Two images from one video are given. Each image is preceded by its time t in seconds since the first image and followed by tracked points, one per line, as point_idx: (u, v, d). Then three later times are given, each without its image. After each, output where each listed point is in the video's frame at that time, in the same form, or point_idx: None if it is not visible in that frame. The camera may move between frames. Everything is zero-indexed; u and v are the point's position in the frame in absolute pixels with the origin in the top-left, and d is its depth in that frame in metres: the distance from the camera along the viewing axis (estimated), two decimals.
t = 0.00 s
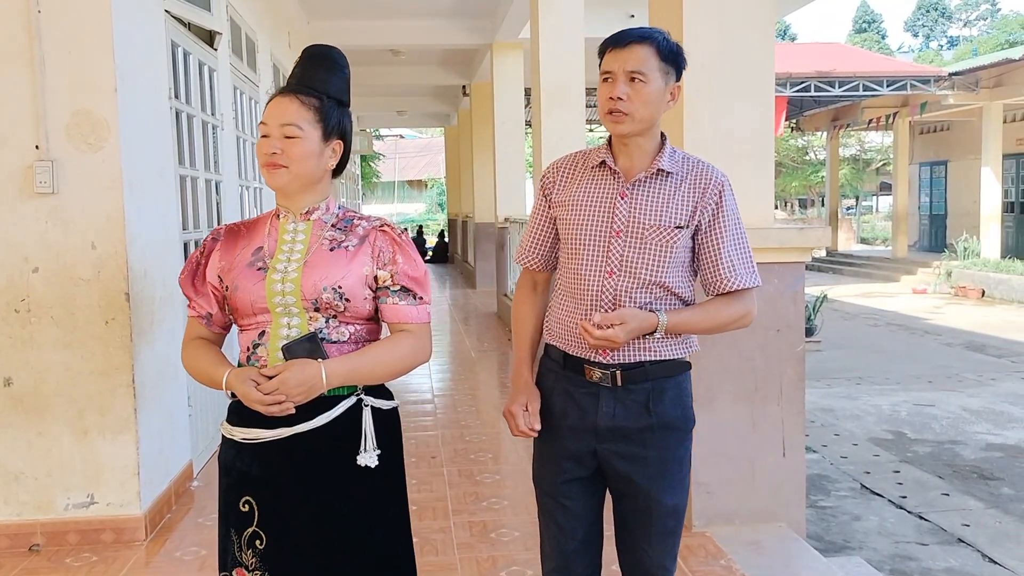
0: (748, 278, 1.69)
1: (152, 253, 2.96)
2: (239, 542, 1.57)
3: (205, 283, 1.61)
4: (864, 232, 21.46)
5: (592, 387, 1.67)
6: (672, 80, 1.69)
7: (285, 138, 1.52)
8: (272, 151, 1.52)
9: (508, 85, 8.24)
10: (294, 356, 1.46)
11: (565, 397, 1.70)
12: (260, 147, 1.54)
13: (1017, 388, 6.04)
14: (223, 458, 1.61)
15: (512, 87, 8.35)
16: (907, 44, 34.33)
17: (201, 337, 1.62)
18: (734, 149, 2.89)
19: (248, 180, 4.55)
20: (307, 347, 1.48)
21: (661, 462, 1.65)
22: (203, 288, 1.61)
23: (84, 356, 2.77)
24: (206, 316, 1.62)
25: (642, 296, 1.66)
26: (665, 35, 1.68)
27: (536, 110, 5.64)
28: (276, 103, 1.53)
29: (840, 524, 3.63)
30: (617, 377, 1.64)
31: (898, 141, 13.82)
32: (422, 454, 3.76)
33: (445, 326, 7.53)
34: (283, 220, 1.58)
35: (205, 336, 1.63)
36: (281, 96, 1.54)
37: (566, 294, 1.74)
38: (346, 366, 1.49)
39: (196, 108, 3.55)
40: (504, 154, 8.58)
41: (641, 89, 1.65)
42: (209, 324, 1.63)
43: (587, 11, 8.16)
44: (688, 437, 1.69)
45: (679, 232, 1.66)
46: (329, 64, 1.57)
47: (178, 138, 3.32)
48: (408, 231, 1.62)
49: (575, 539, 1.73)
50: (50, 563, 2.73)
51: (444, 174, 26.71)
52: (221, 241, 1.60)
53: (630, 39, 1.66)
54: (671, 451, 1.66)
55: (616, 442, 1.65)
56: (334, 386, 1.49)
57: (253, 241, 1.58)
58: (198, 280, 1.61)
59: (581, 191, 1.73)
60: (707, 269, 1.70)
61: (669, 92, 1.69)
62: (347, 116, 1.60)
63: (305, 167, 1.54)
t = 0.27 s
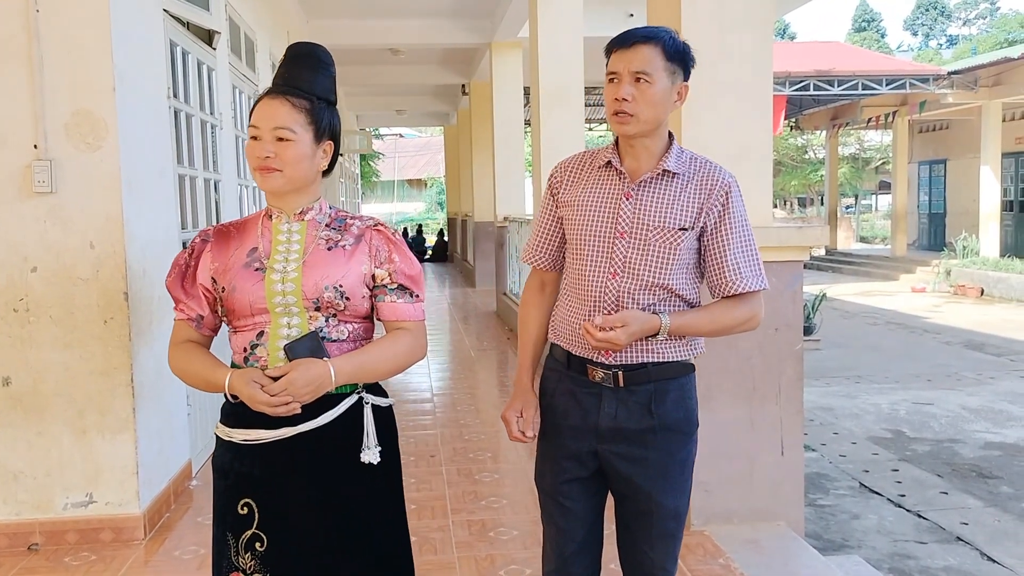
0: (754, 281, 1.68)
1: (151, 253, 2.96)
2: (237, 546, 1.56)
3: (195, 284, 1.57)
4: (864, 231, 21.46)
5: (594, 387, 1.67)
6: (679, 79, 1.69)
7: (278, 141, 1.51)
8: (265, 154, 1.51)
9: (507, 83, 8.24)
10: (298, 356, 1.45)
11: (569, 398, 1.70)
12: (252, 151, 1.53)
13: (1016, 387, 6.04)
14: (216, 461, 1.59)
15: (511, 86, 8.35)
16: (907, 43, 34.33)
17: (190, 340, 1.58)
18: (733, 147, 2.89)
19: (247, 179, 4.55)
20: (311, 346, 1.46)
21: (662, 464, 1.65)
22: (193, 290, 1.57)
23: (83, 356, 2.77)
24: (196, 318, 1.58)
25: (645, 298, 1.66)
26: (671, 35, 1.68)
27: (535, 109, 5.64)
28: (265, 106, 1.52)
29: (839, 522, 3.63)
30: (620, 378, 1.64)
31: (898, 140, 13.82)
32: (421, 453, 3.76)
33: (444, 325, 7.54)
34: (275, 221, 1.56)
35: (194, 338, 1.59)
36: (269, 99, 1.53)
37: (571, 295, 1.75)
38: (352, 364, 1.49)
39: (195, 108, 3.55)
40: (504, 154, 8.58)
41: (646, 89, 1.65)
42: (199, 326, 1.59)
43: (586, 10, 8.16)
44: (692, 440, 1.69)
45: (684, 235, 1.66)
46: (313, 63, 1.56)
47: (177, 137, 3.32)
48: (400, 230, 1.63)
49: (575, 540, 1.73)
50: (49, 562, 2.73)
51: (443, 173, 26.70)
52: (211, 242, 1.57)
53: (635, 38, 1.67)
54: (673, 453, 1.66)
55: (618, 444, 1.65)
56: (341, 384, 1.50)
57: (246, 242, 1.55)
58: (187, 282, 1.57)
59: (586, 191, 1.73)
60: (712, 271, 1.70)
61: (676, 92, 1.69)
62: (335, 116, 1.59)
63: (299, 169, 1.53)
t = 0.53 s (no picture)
0: (760, 285, 1.66)
1: (148, 253, 2.96)
2: (246, 550, 1.55)
3: (188, 287, 1.55)
4: (862, 231, 21.48)
5: (595, 389, 1.67)
6: (683, 78, 1.68)
7: (273, 143, 1.50)
8: (260, 158, 1.50)
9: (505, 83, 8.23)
10: (302, 357, 1.45)
11: (571, 399, 1.71)
12: (246, 155, 1.51)
13: (1015, 387, 6.04)
14: (216, 466, 1.58)
15: (509, 86, 8.35)
16: (905, 44, 34.36)
17: (182, 343, 1.56)
18: (731, 147, 2.89)
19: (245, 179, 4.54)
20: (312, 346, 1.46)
21: (662, 467, 1.64)
22: (186, 292, 1.55)
23: (80, 356, 2.77)
24: (189, 321, 1.57)
25: (646, 302, 1.66)
26: (675, 34, 1.68)
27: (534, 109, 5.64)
28: (256, 107, 1.50)
29: (838, 523, 3.62)
30: (621, 380, 1.64)
31: (896, 141, 13.82)
32: (420, 453, 3.75)
33: (443, 326, 7.53)
34: (269, 222, 1.55)
35: (187, 341, 1.57)
36: (260, 100, 1.51)
37: (575, 298, 1.76)
38: (355, 365, 1.50)
39: (193, 108, 3.54)
40: (502, 154, 8.58)
41: (647, 89, 1.65)
42: (191, 329, 1.57)
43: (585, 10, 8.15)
44: (695, 444, 1.68)
45: (686, 238, 1.65)
46: (301, 62, 1.54)
47: (175, 137, 3.31)
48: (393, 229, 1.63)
49: (574, 543, 1.72)
50: (46, 563, 2.72)
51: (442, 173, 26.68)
52: (203, 244, 1.55)
53: (637, 38, 1.67)
54: (674, 457, 1.65)
55: (619, 446, 1.65)
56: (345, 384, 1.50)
57: (240, 244, 1.54)
58: (179, 285, 1.55)
59: (590, 194, 1.74)
60: (716, 275, 1.68)
61: (679, 91, 1.68)
62: (326, 115, 1.59)
63: (295, 172, 1.53)
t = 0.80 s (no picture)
0: (762, 285, 1.66)
1: (146, 252, 2.95)
2: (251, 549, 1.55)
3: (184, 288, 1.54)
4: (859, 230, 21.50)
5: (596, 390, 1.68)
6: (685, 76, 1.68)
7: (274, 149, 1.50)
8: (262, 165, 1.50)
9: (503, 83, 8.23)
10: (305, 357, 1.45)
11: (572, 400, 1.71)
12: (246, 162, 1.50)
13: (1011, 387, 6.06)
14: (216, 468, 1.57)
15: (507, 86, 8.34)
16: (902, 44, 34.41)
17: (179, 344, 1.55)
18: (728, 147, 2.89)
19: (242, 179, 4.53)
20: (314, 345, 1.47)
21: (663, 468, 1.64)
22: (182, 293, 1.54)
23: (78, 356, 2.76)
24: (186, 322, 1.55)
25: (647, 302, 1.66)
26: (678, 32, 1.68)
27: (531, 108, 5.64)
28: (251, 112, 1.49)
29: (835, 522, 3.63)
30: (622, 381, 1.65)
31: (893, 141, 13.84)
32: (418, 453, 3.75)
33: (440, 325, 7.53)
34: (264, 222, 1.54)
35: (183, 342, 1.56)
36: (253, 105, 1.49)
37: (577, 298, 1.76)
38: (358, 364, 1.51)
39: (190, 107, 3.54)
40: (500, 153, 8.57)
41: (650, 87, 1.65)
42: (187, 330, 1.56)
43: (583, 10, 8.15)
44: (696, 444, 1.68)
45: (687, 238, 1.65)
46: (287, 62, 1.52)
47: (172, 136, 3.31)
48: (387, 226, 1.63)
49: (574, 544, 1.72)
50: (43, 563, 2.72)
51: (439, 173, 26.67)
52: (198, 244, 1.53)
53: (640, 36, 1.67)
54: (676, 457, 1.65)
55: (620, 447, 1.65)
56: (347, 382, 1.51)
57: (236, 244, 1.53)
58: (174, 285, 1.54)
59: (592, 194, 1.74)
60: (718, 275, 1.68)
61: (682, 90, 1.69)
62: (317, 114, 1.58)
63: (296, 177, 1.53)
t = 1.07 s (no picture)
0: (766, 283, 1.67)
1: (146, 250, 2.95)
2: (256, 547, 1.55)
3: (186, 289, 1.52)
4: (859, 230, 21.51)
5: (601, 391, 1.67)
6: (689, 77, 1.69)
7: (279, 153, 1.50)
8: (268, 170, 1.49)
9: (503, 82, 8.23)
10: (312, 358, 1.46)
11: (576, 402, 1.71)
12: (250, 167, 1.50)
13: (1011, 386, 6.06)
14: (220, 466, 1.56)
15: (507, 84, 8.34)
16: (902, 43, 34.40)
17: (181, 345, 1.54)
18: (729, 147, 2.90)
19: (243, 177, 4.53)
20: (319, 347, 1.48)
21: (668, 468, 1.65)
22: (184, 294, 1.53)
23: (79, 354, 2.76)
24: (187, 323, 1.54)
25: (652, 302, 1.66)
26: (682, 31, 1.68)
27: (532, 107, 5.63)
28: (252, 116, 1.48)
29: (835, 521, 3.63)
30: (627, 381, 1.65)
31: (893, 140, 13.84)
32: (418, 452, 3.76)
33: (441, 324, 7.53)
34: (265, 223, 1.53)
35: (185, 342, 1.55)
36: (254, 109, 1.49)
37: (578, 298, 1.76)
38: (363, 364, 1.51)
39: (190, 105, 3.53)
40: (501, 152, 8.57)
41: (656, 87, 1.65)
42: (189, 330, 1.55)
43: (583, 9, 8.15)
44: (700, 444, 1.69)
45: (692, 237, 1.65)
46: (282, 62, 1.51)
47: (172, 135, 3.31)
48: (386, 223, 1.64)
49: (578, 545, 1.73)
50: (44, 562, 2.72)
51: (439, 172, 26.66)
52: (199, 244, 1.52)
53: (645, 35, 1.67)
54: (680, 457, 1.65)
55: (625, 447, 1.65)
56: (353, 381, 1.51)
57: (238, 245, 1.52)
58: (176, 287, 1.52)
59: (594, 193, 1.74)
60: (722, 273, 1.69)
61: (685, 90, 1.69)
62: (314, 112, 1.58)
63: (301, 178, 1.53)
